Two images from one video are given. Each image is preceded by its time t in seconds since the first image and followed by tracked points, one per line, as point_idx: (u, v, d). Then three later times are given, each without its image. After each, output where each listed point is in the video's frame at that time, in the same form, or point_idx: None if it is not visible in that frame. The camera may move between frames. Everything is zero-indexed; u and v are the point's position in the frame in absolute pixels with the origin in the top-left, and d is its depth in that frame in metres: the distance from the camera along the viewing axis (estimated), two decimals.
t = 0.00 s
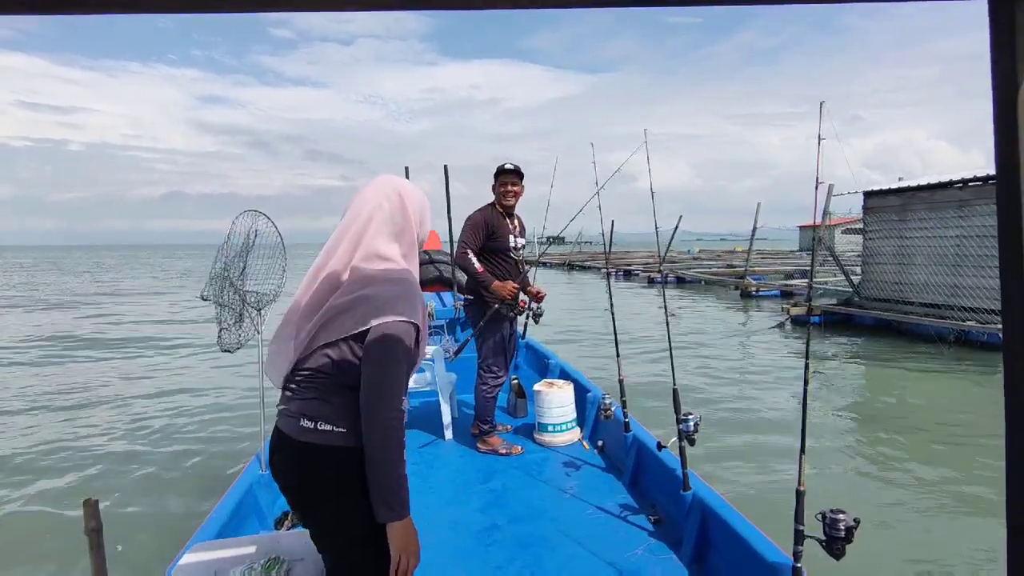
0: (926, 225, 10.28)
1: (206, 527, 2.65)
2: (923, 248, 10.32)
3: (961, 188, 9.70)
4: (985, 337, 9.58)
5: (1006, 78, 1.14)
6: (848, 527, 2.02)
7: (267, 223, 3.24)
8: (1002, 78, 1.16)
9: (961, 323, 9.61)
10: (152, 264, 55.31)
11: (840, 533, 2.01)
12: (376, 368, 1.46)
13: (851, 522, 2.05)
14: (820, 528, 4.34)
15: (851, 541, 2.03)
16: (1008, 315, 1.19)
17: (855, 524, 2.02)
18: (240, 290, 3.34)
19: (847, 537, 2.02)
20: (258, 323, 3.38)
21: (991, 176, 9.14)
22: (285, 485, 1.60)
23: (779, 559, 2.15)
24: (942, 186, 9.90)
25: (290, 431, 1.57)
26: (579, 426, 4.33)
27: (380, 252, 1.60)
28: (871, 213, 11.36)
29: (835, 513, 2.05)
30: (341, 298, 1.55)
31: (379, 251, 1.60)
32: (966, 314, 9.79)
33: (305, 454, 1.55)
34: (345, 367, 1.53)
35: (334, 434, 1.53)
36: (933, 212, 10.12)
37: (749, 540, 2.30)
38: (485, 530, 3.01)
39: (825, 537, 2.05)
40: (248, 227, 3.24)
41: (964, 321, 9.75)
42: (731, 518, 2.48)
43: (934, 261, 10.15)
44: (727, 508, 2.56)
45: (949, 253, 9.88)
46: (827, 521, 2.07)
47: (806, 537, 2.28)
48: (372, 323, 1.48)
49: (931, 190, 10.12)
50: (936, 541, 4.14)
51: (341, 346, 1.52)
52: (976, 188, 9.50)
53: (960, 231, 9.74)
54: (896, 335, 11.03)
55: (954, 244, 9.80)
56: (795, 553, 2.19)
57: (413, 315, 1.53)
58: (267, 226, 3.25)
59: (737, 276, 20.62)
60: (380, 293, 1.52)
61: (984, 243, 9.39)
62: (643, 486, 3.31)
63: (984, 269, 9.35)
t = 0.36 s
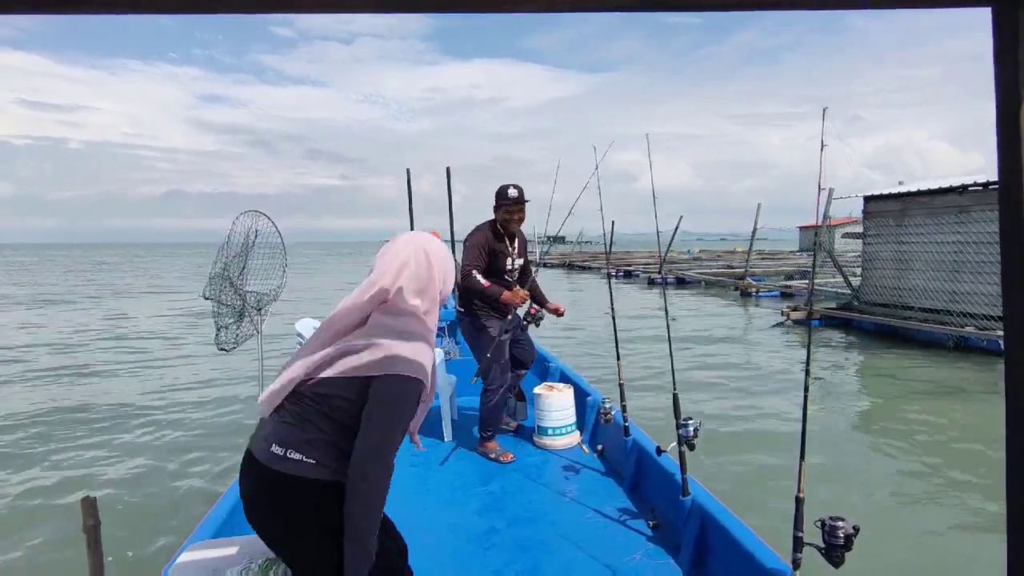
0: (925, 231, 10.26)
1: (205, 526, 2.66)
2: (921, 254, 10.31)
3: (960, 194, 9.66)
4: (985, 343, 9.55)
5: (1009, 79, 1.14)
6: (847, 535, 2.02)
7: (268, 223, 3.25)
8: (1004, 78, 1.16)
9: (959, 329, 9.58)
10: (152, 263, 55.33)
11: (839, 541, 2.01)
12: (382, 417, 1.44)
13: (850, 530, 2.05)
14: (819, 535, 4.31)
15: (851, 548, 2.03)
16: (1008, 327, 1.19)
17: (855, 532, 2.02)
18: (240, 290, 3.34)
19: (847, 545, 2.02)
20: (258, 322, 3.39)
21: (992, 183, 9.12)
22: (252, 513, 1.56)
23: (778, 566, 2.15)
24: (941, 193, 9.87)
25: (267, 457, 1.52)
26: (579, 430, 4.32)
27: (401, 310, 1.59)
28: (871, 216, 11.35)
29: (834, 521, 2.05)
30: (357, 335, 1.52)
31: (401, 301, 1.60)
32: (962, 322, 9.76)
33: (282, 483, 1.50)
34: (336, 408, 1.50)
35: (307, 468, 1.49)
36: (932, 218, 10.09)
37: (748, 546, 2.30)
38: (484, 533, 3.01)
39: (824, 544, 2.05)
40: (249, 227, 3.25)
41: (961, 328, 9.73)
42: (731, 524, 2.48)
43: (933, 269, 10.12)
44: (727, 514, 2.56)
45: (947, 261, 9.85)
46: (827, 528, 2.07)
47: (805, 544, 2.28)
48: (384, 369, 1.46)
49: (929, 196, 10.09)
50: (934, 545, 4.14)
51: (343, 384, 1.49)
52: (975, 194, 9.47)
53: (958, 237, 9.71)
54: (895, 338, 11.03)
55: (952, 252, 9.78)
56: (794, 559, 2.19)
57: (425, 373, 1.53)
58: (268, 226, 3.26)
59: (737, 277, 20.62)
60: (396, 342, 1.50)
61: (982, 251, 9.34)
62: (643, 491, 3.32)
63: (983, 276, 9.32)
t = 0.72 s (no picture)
0: (926, 233, 10.27)
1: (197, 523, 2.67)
2: (922, 255, 10.32)
3: (961, 196, 9.67)
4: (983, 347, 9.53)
5: (1015, 104, 1.24)
6: (839, 555, 2.01)
7: (270, 220, 3.22)
8: (1014, 100, 1.25)
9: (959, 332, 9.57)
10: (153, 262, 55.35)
11: (831, 561, 2.00)
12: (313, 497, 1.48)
13: (842, 550, 2.04)
14: (811, 555, 4.05)
15: (842, 568, 2.02)
16: (1009, 310, 1.26)
17: (847, 552, 2.02)
18: (240, 285, 3.34)
19: (838, 565, 2.02)
20: (257, 317, 3.37)
21: (994, 184, 9.11)
22: None
23: None
24: (944, 194, 9.87)
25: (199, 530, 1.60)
26: (575, 437, 4.32)
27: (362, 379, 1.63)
28: (872, 218, 11.36)
29: (826, 540, 2.04)
30: (309, 410, 1.54)
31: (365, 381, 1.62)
32: (964, 323, 9.77)
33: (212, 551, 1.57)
34: (273, 478, 1.54)
35: (235, 537, 1.56)
36: (934, 220, 10.09)
37: (739, 562, 2.30)
38: (476, 537, 3.02)
39: (815, 562, 2.04)
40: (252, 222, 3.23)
41: (961, 330, 9.74)
42: (724, 540, 2.47)
43: (933, 269, 10.13)
44: (719, 529, 2.56)
45: (949, 261, 9.85)
46: (819, 546, 2.06)
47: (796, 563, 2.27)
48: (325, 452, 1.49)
49: (932, 198, 10.10)
50: (929, 547, 4.15)
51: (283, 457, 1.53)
52: (977, 197, 9.47)
53: (960, 239, 9.71)
54: (894, 340, 11.02)
55: (955, 252, 9.77)
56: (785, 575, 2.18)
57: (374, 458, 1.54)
58: (269, 224, 3.23)
59: (738, 277, 20.59)
60: (345, 417, 1.53)
61: (984, 252, 9.35)
62: (637, 502, 3.31)
63: (983, 278, 9.32)
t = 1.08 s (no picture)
0: (927, 232, 10.26)
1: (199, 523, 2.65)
2: (922, 255, 10.32)
3: (963, 197, 9.66)
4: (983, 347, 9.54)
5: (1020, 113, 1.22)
6: (839, 558, 2.02)
7: (270, 214, 3.22)
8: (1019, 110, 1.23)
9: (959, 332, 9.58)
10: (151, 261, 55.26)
11: (831, 564, 2.00)
12: (236, 523, 1.44)
13: (842, 554, 2.04)
14: (811, 558, 4.02)
15: (842, 572, 2.02)
16: (1012, 314, 1.25)
17: (847, 556, 2.02)
18: (243, 282, 3.32)
19: (838, 568, 2.02)
20: (259, 313, 3.33)
21: (997, 185, 9.09)
22: None
23: None
24: (946, 194, 9.86)
25: None
26: (576, 438, 4.32)
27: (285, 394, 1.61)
28: (873, 218, 11.35)
29: (827, 544, 2.05)
30: (230, 433, 1.51)
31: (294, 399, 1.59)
32: (964, 323, 9.77)
33: None
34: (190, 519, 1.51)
35: None
36: (936, 220, 10.08)
37: (739, 566, 2.29)
38: (475, 538, 3.02)
39: (815, 566, 2.05)
40: (255, 218, 3.24)
41: (962, 330, 9.74)
42: (724, 543, 2.47)
43: (934, 269, 10.13)
44: (720, 532, 2.56)
45: (950, 261, 9.84)
46: (820, 550, 2.06)
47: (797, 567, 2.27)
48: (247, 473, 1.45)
49: (933, 198, 10.09)
50: (928, 548, 4.15)
51: (204, 485, 1.49)
52: (979, 197, 9.46)
53: (961, 239, 9.71)
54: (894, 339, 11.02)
55: (956, 252, 9.76)
56: None
57: (305, 479, 1.51)
58: (269, 217, 3.22)
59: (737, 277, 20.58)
60: (268, 436, 1.50)
61: (984, 252, 9.36)
62: (636, 505, 3.31)
63: (984, 279, 9.32)
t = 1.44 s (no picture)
0: (929, 232, 10.26)
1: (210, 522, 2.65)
2: (925, 255, 10.31)
3: (965, 197, 9.65)
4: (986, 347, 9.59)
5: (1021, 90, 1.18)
6: (848, 537, 2.02)
7: (271, 212, 3.23)
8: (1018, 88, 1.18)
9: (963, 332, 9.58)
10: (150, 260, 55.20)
11: (840, 543, 2.01)
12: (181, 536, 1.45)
13: (851, 533, 2.05)
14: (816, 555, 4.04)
15: (851, 552, 2.03)
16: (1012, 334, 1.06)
17: (856, 534, 2.02)
18: (250, 284, 3.31)
19: (847, 548, 2.02)
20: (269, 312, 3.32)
21: (998, 184, 9.09)
22: None
23: (778, 566, 2.15)
24: (948, 194, 9.84)
25: None
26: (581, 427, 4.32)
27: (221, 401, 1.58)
28: (875, 218, 11.35)
29: (836, 523, 2.05)
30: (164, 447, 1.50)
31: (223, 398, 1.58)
32: (968, 323, 9.77)
33: None
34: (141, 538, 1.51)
35: None
36: (938, 220, 10.07)
37: (749, 548, 2.30)
38: (484, 528, 3.02)
39: (825, 547, 2.05)
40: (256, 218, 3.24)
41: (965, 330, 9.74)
42: (733, 526, 2.48)
43: (938, 269, 10.13)
44: (728, 515, 2.56)
45: (953, 261, 9.84)
46: (829, 530, 2.07)
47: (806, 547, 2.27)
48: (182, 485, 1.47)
49: (936, 198, 10.08)
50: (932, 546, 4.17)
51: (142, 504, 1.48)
52: (981, 197, 9.45)
53: (964, 239, 9.70)
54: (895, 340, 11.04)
55: (959, 252, 9.76)
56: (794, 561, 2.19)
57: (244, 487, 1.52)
58: (270, 215, 3.23)
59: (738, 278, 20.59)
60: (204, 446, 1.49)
61: (986, 252, 9.36)
62: (644, 491, 3.31)
63: (988, 279, 9.32)
